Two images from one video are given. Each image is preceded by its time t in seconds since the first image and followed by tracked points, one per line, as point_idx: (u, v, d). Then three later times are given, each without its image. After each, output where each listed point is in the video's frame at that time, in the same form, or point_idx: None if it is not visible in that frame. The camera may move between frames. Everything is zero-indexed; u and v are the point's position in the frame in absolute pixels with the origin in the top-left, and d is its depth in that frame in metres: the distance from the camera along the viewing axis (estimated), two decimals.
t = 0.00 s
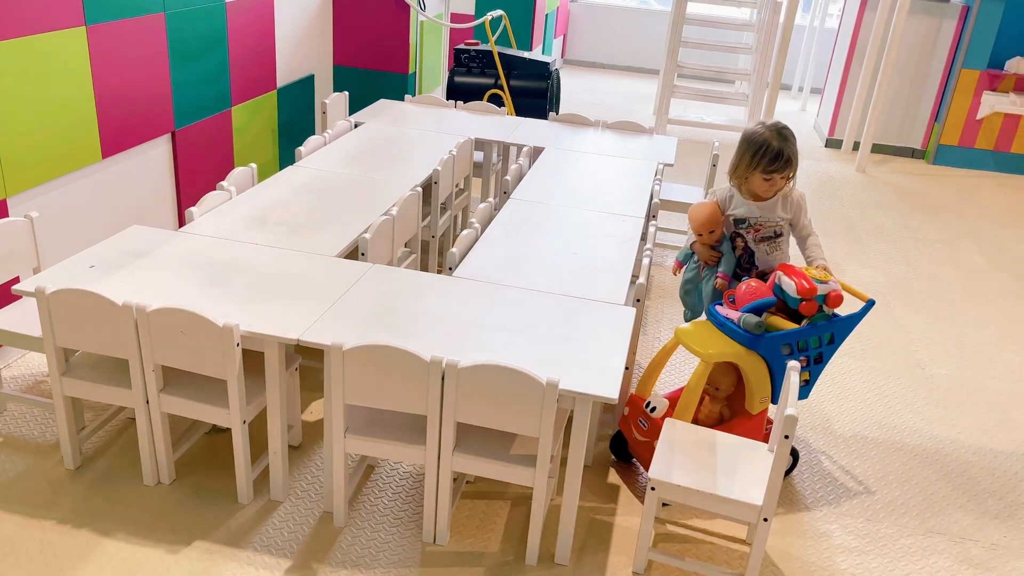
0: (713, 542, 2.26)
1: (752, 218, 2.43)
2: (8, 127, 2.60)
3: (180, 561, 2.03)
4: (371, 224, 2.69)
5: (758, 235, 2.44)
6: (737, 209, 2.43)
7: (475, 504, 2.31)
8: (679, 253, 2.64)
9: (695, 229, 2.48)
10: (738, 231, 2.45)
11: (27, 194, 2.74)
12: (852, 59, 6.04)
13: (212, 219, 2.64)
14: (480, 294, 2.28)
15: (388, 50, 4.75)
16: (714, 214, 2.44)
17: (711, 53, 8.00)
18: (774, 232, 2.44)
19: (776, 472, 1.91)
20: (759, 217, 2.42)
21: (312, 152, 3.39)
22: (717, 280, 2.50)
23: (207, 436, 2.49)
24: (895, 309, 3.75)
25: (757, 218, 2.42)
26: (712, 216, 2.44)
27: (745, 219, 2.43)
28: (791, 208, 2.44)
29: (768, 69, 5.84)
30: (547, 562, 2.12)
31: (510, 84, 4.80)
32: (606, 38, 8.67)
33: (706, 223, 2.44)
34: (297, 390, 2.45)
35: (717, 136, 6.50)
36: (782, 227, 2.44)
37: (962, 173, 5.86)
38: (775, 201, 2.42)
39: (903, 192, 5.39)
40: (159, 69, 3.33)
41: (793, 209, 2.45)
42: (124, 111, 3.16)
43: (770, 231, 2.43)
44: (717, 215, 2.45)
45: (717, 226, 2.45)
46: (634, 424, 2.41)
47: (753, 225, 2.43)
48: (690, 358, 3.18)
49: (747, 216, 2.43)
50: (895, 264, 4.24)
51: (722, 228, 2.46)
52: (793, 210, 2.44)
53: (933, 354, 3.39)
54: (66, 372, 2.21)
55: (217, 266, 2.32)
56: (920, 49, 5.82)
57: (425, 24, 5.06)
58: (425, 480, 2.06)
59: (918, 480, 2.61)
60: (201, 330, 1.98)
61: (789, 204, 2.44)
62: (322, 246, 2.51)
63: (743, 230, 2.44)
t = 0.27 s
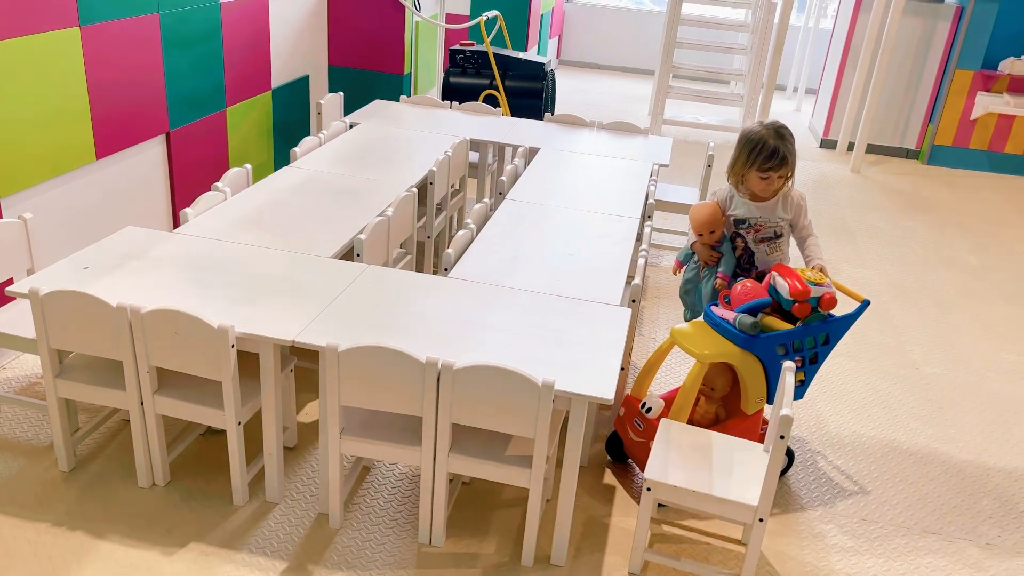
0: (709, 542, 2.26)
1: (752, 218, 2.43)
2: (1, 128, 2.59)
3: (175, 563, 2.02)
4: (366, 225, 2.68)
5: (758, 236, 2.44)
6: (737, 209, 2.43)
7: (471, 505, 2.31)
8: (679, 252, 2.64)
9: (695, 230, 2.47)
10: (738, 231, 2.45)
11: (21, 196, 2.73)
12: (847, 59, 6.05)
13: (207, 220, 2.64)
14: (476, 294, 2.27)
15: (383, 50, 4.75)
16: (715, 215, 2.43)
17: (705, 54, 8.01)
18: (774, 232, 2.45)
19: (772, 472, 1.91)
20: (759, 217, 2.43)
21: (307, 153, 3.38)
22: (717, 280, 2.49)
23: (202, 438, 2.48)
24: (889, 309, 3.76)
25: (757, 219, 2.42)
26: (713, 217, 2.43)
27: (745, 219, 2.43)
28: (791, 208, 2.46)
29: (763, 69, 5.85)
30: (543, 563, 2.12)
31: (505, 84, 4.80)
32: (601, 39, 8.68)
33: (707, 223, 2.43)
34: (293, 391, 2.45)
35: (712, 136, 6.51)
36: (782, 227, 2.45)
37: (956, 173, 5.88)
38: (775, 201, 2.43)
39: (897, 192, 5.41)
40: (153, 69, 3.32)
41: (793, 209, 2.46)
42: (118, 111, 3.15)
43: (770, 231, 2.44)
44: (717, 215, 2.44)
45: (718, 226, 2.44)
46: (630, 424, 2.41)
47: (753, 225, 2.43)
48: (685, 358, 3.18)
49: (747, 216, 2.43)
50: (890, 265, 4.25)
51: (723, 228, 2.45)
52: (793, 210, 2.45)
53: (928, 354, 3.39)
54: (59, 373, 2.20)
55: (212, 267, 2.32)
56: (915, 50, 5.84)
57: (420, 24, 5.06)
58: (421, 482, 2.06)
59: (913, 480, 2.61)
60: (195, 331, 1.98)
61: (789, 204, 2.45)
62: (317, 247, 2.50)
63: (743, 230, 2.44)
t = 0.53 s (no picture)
0: (705, 542, 2.27)
1: (753, 217, 2.43)
2: None
3: (170, 564, 2.01)
4: (362, 226, 2.68)
5: (758, 236, 2.45)
6: (739, 209, 2.44)
7: (466, 506, 2.30)
8: (680, 251, 2.64)
9: (697, 226, 2.46)
10: (739, 230, 2.46)
11: (15, 196, 2.72)
12: (842, 59, 6.07)
13: (202, 220, 2.63)
14: (472, 295, 2.27)
15: (379, 50, 4.75)
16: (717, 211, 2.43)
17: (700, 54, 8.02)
18: (775, 232, 2.45)
19: (768, 472, 1.91)
20: (760, 217, 2.43)
21: (303, 153, 3.38)
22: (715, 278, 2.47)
23: (198, 439, 2.48)
24: (885, 309, 3.77)
25: (758, 218, 2.43)
26: (715, 213, 2.43)
27: (746, 219, 2.44)
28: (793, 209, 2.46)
29: (759, 69, 5.86)
30: (539, 563, 2.12)
31: (501, 84, 4.80)
32: (597, 39, 8.69)
33: (710, 220, 2.43)
34: (288, 392, 2.44)
35: (707, 137, 6.52)
36: (783, 228, 2.46)
37: (950, 173, 5.90)
38: (778, 201, 2.44)
39: (892, 192, 5.42)
40: (148, 70, 3.32)
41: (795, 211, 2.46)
42: (112, 111, 3.14)
43: (771, 231, 2.45)
44: (719, 212, 2.44)
45: (719, 223, 2.44)
46: (626, 424, 2.41)
47: (754, 225, 2.44)
48: (681, 358, 3.18)
49: (748, 216, 2.44)
50: (885, 264, 4.26)
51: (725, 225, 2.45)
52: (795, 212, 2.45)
53: (923, 354, 3.40)
54: (54, 375, 2.19)
55: (207, 267, 2.31)
56: (910, 50, 5.86)
57: (416, 25, 5.06)
58: (417, 482, 2.06)
59: (908, 479, 2.62)
60: (191, 332, 1.97)
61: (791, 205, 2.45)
62: (313, 248, 2.50)
63: (744, 229, 2.45)
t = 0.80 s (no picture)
0: (701, 542, 2.27)
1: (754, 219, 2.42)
2: None
3: (165, 566, 2.01)
4: (357, 226, 2.68)
5: (759, 238, 2.44)
6: (740, 210, 2.43)
7: (462, 507, 2.30)
8: (677, 249, 2.63)
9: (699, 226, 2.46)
10: (740, 232, 2.45)
11: (9, 197, 2.71)
12: (837, 60, 6.08)
13: (197, 221, 2.63)
14: (468, 295, 2.27)
15: (374, 51, 4.74)
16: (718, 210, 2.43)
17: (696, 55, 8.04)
18: (775, 236, 2.44)
19: (763, 472, 1.92)
20: (761, 219, 2.42)
21: (298, 153, 3.37)
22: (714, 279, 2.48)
23: (193, 440, 2.47)
24: (880, 310, 3.78)
25: (760, 221, 2.42)
26: (717, 213, 2.42)
27: (748, 221, 2.43)
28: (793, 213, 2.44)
29: (754, 69, 5.87)
30: (535, 564, 2.12)
31: (497, 85, 4.80)
32: (592, 40, 8.69)
33: (712, 219, 2.42)
34: (284, 393, 2.44)
35: (703, 137, 6.53)
36: (783, 232, 2.44)
37: (945, 173, 5.92)
38: (778, 203, 2.41)
39: (887, 192, 5.43)
40: (142, 70, 3.31)
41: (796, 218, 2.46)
42: (107, 112, 3.13)
43: (772, 234, 2.43)
44: (721, 211, 2.43)
45: (722, 223, 2.44)
46: (622, 425, 2.41)
47: (755, 228, 2.44)
48: (677, 358, 3.18)
49: (749, 218, 2.42)
50: (880, 265, 4.27)
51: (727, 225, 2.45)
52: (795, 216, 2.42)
53: (917, 354, 3.41)
54: (48, 376, 2.18)
55: (202, 268, 2.31)
56: (904, 51, 5.87)
57: (411, 25, 5.05)
58: (413, 483, 2.06)
59: (903, 479, 2.63)
60: (186, 333, 1.97)
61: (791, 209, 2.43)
62: (309, 248, 2.50)
63: (745, 231, 2.45)
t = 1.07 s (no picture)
0: (696, 542, 2.27)
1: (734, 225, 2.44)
2: None
3: (160, 569, 2.00)
4: (353, 227, 2.67)
5: (741, 243, 2.45)
6: (721, 216, 2.45)
7: (458, 508, 2.30)
8: (663, 254, 2.63)
9: (681, 234, 2.46)
10: (722, 238, 2.46)
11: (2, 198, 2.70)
12: (831, 60, 6.10)
13: (192, 222, 2.62)
14: (463, 296, 2.27)
15: (369, 52, 4.74)
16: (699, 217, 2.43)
17: (691, 56, 8.05)
18: (757, 240, 2.45)
19: (759, 472, 1.92)
20: (743, 225, 2.44)
21: (293, 154, 3.37)
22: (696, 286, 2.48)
23: (187, 442, 2.46)
24: (874, 310, 3.79)
25: (741, 227, 2.44)
26: (699, 220, 2.43)
27: (729, 226, 2.45)
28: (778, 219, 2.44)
29: (748, 70, 5.88)
30: (531, 565, 2.12)
31: (491, 86, 4.80)
32: (587, 41, 8.70)
33: (693, 226, 2.43)
34: (279, 394, 2.43)
35: (697, 138, 6.54)
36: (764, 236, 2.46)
37: (939, 174, 5.94)
38: (759, 210, 2.43)
39: (881, 193, 5.45)
40: (136, 70, 3.30)
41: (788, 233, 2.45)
42: (101, 113, 3.12)
43: (753, 239, 2.45)
44: (702, 219, 2.43)
45: (702, 230, 2.44)
46: (618, 425, 2.41)
47: (737, 233, 2.45)
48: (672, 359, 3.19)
49: (731, 224, 2.44)
50: (874, 265, 4.28)
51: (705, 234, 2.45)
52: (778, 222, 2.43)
53: (911, 354, 3.42)
54: (42, 378, 2.17)
55: (196, 269, 2.30)
56: (898, 51, 5.89)
57: (406, 26, 5.05)
58: (408, 484, 2.05)
59: (898, 479, 2.63)
60: (180, 334, 1.96)
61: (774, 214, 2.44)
62: (303, 249, 2.49)
63: (727, 237, 2.46)
